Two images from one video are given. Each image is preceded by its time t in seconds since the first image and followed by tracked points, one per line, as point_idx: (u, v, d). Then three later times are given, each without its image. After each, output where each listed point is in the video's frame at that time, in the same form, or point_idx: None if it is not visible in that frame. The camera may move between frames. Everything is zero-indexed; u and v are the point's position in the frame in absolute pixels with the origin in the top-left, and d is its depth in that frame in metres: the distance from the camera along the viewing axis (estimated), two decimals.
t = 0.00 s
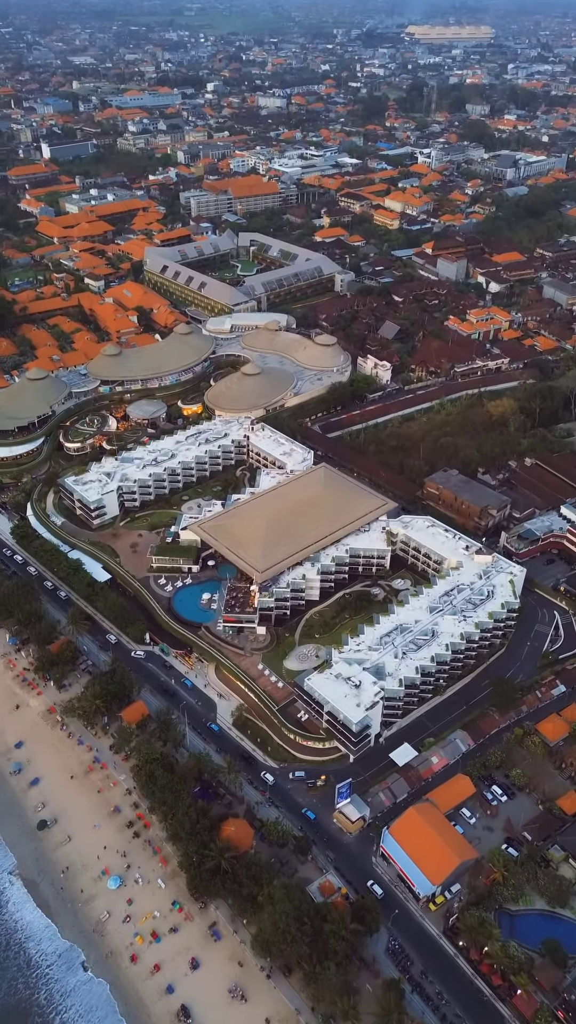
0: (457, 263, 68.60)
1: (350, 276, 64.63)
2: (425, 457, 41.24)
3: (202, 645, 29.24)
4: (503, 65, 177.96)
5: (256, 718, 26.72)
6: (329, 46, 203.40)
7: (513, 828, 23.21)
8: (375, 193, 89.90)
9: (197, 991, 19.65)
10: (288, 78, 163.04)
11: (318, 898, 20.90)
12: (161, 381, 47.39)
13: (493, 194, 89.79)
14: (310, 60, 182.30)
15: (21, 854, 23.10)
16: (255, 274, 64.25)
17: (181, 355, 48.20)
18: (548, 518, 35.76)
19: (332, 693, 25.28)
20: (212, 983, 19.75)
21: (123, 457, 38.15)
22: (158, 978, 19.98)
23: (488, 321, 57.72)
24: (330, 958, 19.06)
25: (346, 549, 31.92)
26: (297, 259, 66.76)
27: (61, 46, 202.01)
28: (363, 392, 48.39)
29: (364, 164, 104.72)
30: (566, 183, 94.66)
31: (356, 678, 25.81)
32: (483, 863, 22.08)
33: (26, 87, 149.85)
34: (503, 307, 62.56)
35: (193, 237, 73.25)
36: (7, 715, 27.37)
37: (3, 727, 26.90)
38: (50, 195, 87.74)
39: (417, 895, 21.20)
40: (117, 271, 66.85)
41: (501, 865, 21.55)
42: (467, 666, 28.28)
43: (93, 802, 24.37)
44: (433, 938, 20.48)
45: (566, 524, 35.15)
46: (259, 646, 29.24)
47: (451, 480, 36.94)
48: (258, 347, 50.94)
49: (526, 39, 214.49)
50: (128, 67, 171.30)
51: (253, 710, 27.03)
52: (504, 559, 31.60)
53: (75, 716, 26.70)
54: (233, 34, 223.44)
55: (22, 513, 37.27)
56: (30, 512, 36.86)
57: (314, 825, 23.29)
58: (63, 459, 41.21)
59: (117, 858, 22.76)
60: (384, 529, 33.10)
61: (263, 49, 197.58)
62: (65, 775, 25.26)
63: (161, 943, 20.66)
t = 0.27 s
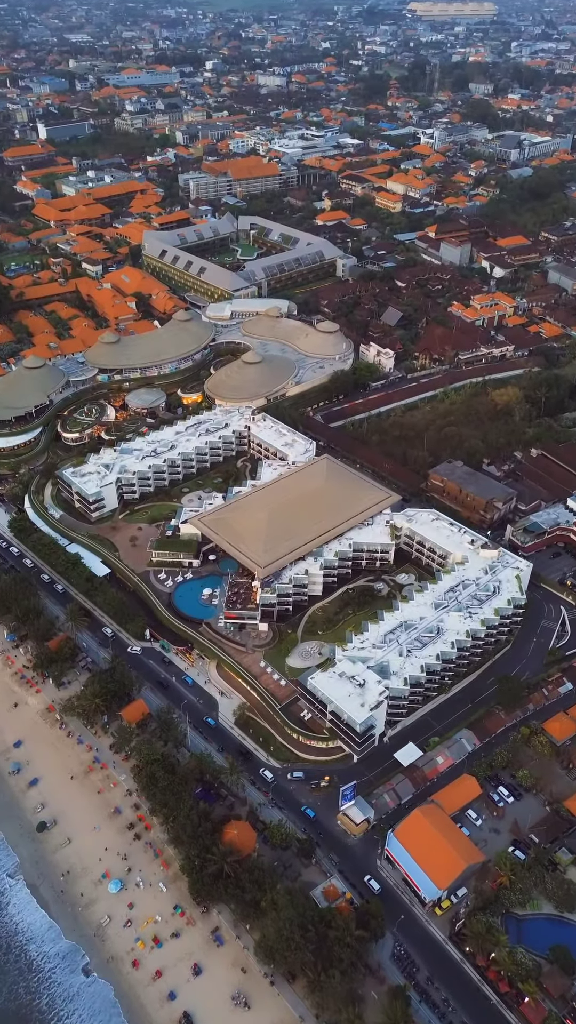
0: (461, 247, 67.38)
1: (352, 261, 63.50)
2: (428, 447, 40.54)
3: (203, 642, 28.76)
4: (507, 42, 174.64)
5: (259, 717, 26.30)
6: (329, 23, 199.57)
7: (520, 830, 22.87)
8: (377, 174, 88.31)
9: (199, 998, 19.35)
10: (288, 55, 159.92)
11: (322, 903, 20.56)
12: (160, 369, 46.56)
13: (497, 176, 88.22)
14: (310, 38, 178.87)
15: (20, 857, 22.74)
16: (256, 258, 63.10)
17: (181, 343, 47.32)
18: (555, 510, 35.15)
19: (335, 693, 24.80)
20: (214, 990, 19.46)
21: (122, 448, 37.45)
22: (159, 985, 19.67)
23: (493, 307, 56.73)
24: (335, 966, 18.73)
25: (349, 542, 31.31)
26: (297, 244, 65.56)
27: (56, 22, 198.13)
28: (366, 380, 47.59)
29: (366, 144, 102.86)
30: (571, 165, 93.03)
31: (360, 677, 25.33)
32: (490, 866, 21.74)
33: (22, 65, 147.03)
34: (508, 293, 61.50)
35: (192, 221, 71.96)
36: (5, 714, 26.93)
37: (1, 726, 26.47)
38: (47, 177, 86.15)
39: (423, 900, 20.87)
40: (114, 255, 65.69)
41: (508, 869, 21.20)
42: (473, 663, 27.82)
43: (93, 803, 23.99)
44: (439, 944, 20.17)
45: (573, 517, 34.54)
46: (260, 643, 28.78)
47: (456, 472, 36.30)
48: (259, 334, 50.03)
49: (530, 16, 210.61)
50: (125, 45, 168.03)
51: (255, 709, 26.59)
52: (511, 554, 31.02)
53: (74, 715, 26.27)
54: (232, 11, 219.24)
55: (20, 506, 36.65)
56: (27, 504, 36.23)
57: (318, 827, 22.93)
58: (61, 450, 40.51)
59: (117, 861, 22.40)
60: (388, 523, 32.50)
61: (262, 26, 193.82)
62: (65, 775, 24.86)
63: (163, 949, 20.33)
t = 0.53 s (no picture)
0: (464, 233, 66.25)
1: (354, 248, 62.46)
2: (432, 440, 39.85)
3: (204, 642, 28.29)
4: (511, 22, 171.66)
5: (261, 719, 25.85)
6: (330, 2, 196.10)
7: (527, 835, 22.50)
8: (379, 158, 86.82)
9: (201, 1009, 19.03)
10: (288, 36, 157.22)
11: (326, 911, 20.20)
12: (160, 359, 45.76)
13: (501, 160, 86.72)
14: (310, 17, 175.75)
15: (20, 863, 22.35)
16: (256, 245, 62.03)
17: (181, 332, 46.46)
18: (562, 505, 34.54)
19: (339, 694, 24.32)
20: (217, 1000, 19.12)
21: (121, 441, 36.77)
22: (161, 995, 19.34)
23: (497, 295, 55.81)
24: (340, 978, 18.38)
25: (353, 539, 30.74)
26: (299, 230, 64.46)
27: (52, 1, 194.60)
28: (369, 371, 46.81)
29: (368, 128, 101.10)
30: None
31: (365, 678, 24.84)
32: (497, 872, 21.39)
33: (18, 46, 144.46)
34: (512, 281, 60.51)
35: (191, 206, 70.74)
36: (3, 714, 26.49)
37: None
38: (43, 161, 84.64)
39: (429, 907, 20.52)
40: (113, 241, 64.60)
41: (516, 876, 20.84)
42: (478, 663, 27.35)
43: (93, 807, 23.60)
44: (445, 952, 19.84)
45: None
46: (263, 643, 28.30)
47: (460, 466, 35.68)
48: (260, 323, 49.16)
49: None
50: (122, 25, 165.10)
51: (257, 710, 26.15)
52: (517, 551, 30.45)
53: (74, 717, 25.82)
54: None
55: (17, 500, 36.04)
56: (25, 499, 35.61)
57: (322, 832, 22.56)
58: (59, 443, 39.85)
59: (118, 867, 22.02)
60: (392, 519, 31.92)
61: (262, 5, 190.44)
62: (64, 778, 24.45)
63: (165, 958, 19.98)
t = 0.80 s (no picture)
0: (468, 222, 65.20)
1: (356, 238, 61.51)
2: (436, 436, 39.17)
3: (206, 644, 27.80)
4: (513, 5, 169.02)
5: (263, 724, 25.40)
6: None
7: (535, 844, 22.09)
8: (381, 145, 85.50)
9: None
10: (288, 20, 154.82)
11: (331, 923, 19.80)
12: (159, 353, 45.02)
13: (505, 147, 85.41)
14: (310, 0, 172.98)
15: (18, 873, 21.95)
16: (257, 235, 61.03)
17: (180, 325, 45.66)
18: (568, 504, 33.94)
19: (344, 700, 23.81)
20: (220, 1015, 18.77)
21: (120, 438, 36.09)
22: (163, 1010, 18.97)
23: (502, 286, 54.91)
24: (346, 994, 17.99)
25: (356, 539, 30.17)
26: (300, 220, 63.44)
27: None
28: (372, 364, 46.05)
29: (369, 114, 99.58)
30: None
31: (370, 683, 24.32)
32: (504, 883, 20.99)
33: (14, 30, 142.26)
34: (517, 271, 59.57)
35: (190, 195, 69.63)
36: (1, 719, 26.04)
37: None
38: (40, 149, 83.32)
39: (435, 919, 20.13)
40: (111, 231, 63.58)
41: (524, 887, 20.43)
42: (485, 666, 26.86)
43: (93, 815, 23.18)
44: (452, 966, 19.47)
45: None
46: (265, 645, 27.81)
47: (465, 463, 35.05)
48: (261, 315, 48.35)
49: None
50: (120, 8, 162.57)
51: (259, 715, 25.67)
52: (524, 551, 29.87)
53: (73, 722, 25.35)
54: None
55: (15, 498, 35.42)
56: (23, 497, 35.01)
57: (326, 841, 22.14)
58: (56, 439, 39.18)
59: (119, 878, 21.62)
60: (396, 518, 31.33)
61: None
62: (63, 785, 24.02)
63: (166, 972, 19.60)
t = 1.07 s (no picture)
0: (471, 215, 64.31)
1: (358, 231, 60.67)
2: (441, 435, 38.54)
3: (207, 650, 27.29)
4: None
5: (266, 733, 24.92)
6: None
7: (544, 857, 21.66)
8: (383, 136, 84.36)
9: None
10: (288, 8, 152.87)
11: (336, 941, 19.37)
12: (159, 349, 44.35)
13: (508, 138, 84.30)
14: None
15: (17, 887, 21.50)
16: (258, 228, 60.17)
17: (180, 321, 44.94)
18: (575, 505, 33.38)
19: (348, 709, 23.28)
20: None
21: (119, 437, 35.47)
22: None
23: (506, 281, 54.14)
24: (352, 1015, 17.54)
25: (360, 542, 29.60)
26: (301, 213, 62.57)
27: None
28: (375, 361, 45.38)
29: (371, 103, 98.28)
30: None
31: (375, 692, 23.77)
32: (513, 898, 20.56)
33: (11, 18, 140.48)
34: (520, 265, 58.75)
35: (190, 188, 68.67)
36: None
37: None
38: (38, 140, 82.20)
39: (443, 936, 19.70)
40: (109, 224, 62.69)
41: (533, 903, 19.99)
42: (491, 673, 26.37)
43: (93, 827, 22.73)
44: (460, 984, 19.05)
45: None
46: (267, 651, 27.32)
47: (470, 464, 34.45)
48: (262, 311, 47.64)
49: None
50: None
51: (262, 724, 25.19)
52: (531, 555, 29.30)
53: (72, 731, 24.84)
54: None
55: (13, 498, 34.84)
56: (21, 498, 34.43)
57: (330, 855, 21.70)
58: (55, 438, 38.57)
59: (119, 892, 21.18)
60: (401, 520, 30.75)
61: None
62: (62, 796, 23.55)
63: (168, 990, 19.18)
